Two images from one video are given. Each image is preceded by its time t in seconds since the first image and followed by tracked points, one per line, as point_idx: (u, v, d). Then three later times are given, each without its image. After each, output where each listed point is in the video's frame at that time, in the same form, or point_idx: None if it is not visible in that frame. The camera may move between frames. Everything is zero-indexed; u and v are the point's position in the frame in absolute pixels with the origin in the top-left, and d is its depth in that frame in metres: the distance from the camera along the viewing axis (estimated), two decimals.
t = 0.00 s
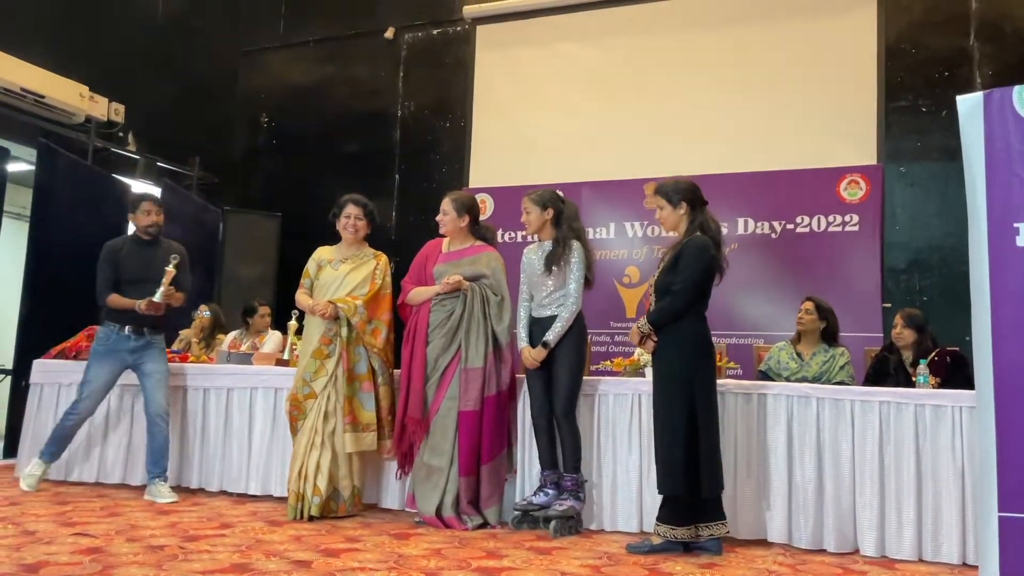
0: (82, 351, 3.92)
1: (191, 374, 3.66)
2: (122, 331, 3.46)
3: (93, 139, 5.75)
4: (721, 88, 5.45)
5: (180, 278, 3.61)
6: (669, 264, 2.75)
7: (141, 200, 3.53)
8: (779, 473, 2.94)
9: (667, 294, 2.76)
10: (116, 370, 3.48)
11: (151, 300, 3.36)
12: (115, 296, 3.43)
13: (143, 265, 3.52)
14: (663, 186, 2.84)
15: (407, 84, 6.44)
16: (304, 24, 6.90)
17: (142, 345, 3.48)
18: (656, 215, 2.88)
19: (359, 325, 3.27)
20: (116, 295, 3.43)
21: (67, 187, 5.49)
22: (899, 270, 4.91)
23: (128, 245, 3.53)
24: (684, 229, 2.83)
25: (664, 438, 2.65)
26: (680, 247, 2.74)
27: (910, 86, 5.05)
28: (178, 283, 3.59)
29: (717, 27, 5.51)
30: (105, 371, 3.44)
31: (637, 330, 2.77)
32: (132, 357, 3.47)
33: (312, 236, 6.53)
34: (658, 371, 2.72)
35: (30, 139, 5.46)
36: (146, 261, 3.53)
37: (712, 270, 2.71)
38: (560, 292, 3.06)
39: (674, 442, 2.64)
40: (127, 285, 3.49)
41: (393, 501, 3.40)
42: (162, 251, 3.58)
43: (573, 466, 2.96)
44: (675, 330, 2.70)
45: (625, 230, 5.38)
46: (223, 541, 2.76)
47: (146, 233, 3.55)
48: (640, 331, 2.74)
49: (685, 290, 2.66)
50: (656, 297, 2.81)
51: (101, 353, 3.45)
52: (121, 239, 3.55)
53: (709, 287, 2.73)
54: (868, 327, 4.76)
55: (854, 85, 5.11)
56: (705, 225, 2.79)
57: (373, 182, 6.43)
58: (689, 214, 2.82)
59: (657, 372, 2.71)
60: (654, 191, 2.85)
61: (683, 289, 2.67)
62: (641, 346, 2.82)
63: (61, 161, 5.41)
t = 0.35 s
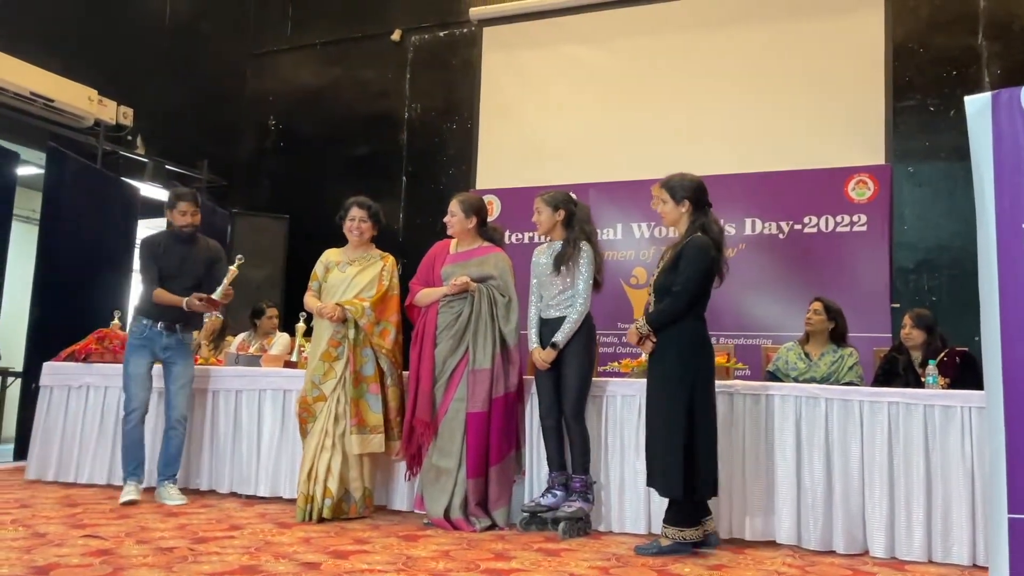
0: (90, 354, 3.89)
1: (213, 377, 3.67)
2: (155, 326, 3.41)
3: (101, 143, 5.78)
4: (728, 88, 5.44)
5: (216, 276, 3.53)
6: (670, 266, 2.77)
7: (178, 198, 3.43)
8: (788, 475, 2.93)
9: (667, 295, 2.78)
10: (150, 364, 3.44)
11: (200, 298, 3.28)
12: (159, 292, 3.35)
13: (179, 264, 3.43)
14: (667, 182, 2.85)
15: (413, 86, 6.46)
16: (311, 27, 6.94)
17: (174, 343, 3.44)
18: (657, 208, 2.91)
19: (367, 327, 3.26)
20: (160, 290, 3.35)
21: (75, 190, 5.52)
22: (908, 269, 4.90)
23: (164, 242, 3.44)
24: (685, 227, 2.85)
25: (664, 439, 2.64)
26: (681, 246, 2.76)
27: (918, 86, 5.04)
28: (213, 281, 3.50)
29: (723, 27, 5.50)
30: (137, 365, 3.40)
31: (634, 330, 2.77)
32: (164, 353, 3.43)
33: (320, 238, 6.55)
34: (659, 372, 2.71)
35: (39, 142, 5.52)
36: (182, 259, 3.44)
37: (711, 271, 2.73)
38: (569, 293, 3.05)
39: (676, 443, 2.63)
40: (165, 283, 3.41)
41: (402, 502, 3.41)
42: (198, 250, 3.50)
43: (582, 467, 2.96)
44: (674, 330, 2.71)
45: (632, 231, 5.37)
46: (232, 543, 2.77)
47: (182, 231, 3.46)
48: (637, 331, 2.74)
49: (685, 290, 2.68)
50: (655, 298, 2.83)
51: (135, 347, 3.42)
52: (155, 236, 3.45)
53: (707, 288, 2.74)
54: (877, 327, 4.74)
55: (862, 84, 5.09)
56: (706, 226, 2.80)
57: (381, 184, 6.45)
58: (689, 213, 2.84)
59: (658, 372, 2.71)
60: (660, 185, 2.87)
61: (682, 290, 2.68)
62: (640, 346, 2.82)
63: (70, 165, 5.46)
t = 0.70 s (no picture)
0: (106, 355, 3.92)
1: (248, 374, 3.64)
2: (178, 327, 3.41)
3: (115, 146, 5.82)
4: (740, 87, 5.43)
5: (237, 273, 3.55)
6: (682, 264, 2.78)
7: (197, 197, 3.42)
8: (802, 474, 2.92)
9: (680, 295, 2.77)
10: (173, 367, 3.44)
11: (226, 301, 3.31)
12: (182, 292, 3.36)
13: (200, 263, 3.45)
14: (676, 180, 2.85)
15: (425, 87, 6.47)
16: (323, 29, 6.97)
17: (198, 343, 3.44)
18: (665, 206, 2.90)
19: (378, 328, 3.27)
20: (184, 290, 3.37)
21: (90, 192, 5.58)
22: (923, 268, 4.87)
23: (183, 242, 3.46)
24: (695, 226, 2.84)
25: (681, 440, 2.65)
26: (692, 246, 2.76)
27: (932, 84, 5.01)
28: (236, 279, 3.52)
29: (734, 26, 5.49)
30: (163, 370, 3.41)
31: (646, 328, 2.77)
32: (188, 354, 3.43)
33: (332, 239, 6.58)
34: (668, 372, 2.73)
35: (54, 146, 5.57)
36: (202, 258, 3.46)
37: (722, 271, 2.73)
38: (584, 294, 3.06)
39: (685, 441, 2.64)
40: (188, 283, 3.42)
41: (416, 502, 3.41)
42: (218, 248, 3.51)
43: (596, 468, 2.95)
44: (686, 331, 2.72)
45: (644, 230, 5.37)
46: (247, 543, 2.79)
47: (200, 230, 3.47)
48: (649, 330, 2.73)
49: (699, 291, 2.68)
50: (667, 298, 2.83)
51: (158, 350, 3.42)
52: (174, 236, 3.47)
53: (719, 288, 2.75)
54: (891, 327, 4.71)
55: (875, 82, 5.06)
56: (716, 224, 2.80)
57: (393, 185, 6.46)
58: (699, 211, 2.84)
59: (668, 372, 2.72)
60: (670, 182, 2.87)
61: (696, 290, 2.68)
62: (651, 345, 2.80)
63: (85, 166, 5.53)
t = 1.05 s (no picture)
0: (128, 356, 3.97)
1: (281, 377, 3.63)
2: (218, 329, 3.43)
3: (135, 148, 5.90)
4: (756, 85, 5.40)
5: (273, 274, 3.59)
6: (699, 263, 2.77)
7: (234, 197, 3.46)
8: (823, 473, 2.91)
9: (694, 293, 2.76)
10: (211, 370, 3.46)
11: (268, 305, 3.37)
12: (222, 292, 3.38)
13: (237, 263, 3.47)
14: (695, 179, 2.84)
15: (442, 88, 6.50)
16: (339, 31, 6.99)
17: (237, 345, 3.45)
18: (684, 205, 2.89)
19: (399, 328, 3.30)
20: (223, 290, 3.39)
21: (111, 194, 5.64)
22: (943, 266, 4.83)
23: (220, 242, 3.49)
24: (712, 226, 2.84)
25: (694, 442, 2.64)
26: (710, 245, 2.76)
27: (952, 80, 4.98)
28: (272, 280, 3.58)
29: (751, 23, 5.46)
30: (201, 373, 3.43)
31: (657, 325, 2.75)
32: (227, 357, 3.44)
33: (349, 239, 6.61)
34: (679, 372, 2.73)
35: (75, 149, 5.63)
36: (239, 258, 3.49)
37: (739, 271, 2.73)
38: (607, 292, 3.07)
39: (698, 439, 2.64)
40: (227, 283, 3.44)
41: (435, 502, 3.42)
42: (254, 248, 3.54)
43: (618, 468, 2.95)
44: (700, 328, 2.70)
45: (661, 229, 5.35)
46: (269, 541, 2.81)
47: (237, 230, 3.49)
48: (661, 326, 2.71)
49: (714, 290, 2.67)
50: (682, 295, 2.81)
51: (198, 351, 3.44)
52: (211, 237, 3.50)
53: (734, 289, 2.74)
54: (911, 325, 4.67)
55: (893, 78, 5.01)
56: (735, 225, 2.80)
57: (410, 185, 6.49)
58: (718, 211, 2.83)
59: (681, 371, 2.72)
60: (689, 181, 2.86)
61: (712, 289, 2.67)
62: (662, 341, 2.79)
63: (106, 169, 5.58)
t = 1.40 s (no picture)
0: (155, 354, 4.01)
1: (311, 375, 3.67)
2: (251, 330, 3.46)
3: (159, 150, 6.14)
4: (778, 81, 5.37)
5: (307, 274, 3.62)
6: (718, 261, 2.76)
7: (270, 198, 3.51)
8: (848, 471, 2.88)
9: (714, 291, 2.75)
10: (244, 369, 3.50)
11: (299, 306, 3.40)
12: (255, 293, 3.42)
13: (273, 264, 3.51)
14: (714, 177, 2.84)
15: (462, 87, 6.50)
16: (360, 30, 6.98)
17: (269, 345, 3.48)
18: (702, 203, 2.88)
19: (423, 326, 3.31)
20: (257, 292, 3.42)
21: (140, 196, 5.76)
22: (971, 262, 4.76)
23: (255, 242, 3.52)
24: (731, 224, 2.83)
25: (715, 440, 2.62)
26: (729, 244, 2.75)
27: (980, 74, 4.90)
28: (307, 280, 3.60)
29: (773, 19, 5.43)
30: (234, 373, 3.48)
31: (678, 323, 2.74)
32: (260, 357, 3.48)
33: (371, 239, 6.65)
34: (700, 370, 2.71)
35: (101, 150, 5.91)
36: (274, 258, 3.52)
37: (759, 269, 2.72)
38: (636, 289, 3.07)
39: (720, 436, 2.62)
40: (262, 284, 3.48)
41: (457, 500, 3.43)
42: (290, 248, 3.58)
43: (642, 466, 2.95)
44: (721, 325, 2.70)
45: (683, 227, 5.33)
46: (294, 538, 2.83)
47: (273, 231, 3.53)
48: (682, 324, 2.70)
49: (734, 289, 2.66)
50: (700, 294, 2.81)
51: (231, 351, 3.48)
52: (248, 237, 3.53)
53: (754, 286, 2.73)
54: (937, 323, 4.62)
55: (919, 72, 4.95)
56: (752, 223, 2.79)
57: (431, 185, 6.51)
58: (736, 210, 2.82)
59: (700, 369, 2.71)
60: (708, 180, 2.85)
61: (732, 288, 2.66)
62: (681, 340, 2.78)
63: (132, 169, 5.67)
